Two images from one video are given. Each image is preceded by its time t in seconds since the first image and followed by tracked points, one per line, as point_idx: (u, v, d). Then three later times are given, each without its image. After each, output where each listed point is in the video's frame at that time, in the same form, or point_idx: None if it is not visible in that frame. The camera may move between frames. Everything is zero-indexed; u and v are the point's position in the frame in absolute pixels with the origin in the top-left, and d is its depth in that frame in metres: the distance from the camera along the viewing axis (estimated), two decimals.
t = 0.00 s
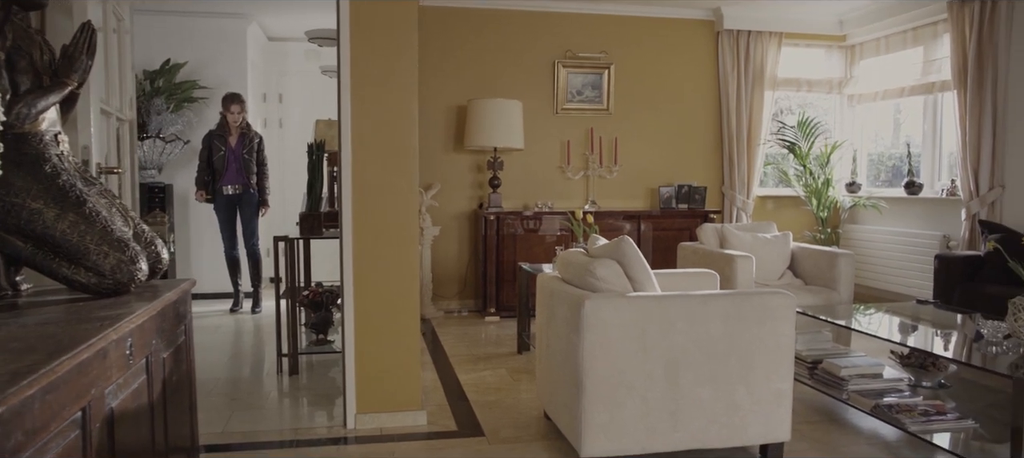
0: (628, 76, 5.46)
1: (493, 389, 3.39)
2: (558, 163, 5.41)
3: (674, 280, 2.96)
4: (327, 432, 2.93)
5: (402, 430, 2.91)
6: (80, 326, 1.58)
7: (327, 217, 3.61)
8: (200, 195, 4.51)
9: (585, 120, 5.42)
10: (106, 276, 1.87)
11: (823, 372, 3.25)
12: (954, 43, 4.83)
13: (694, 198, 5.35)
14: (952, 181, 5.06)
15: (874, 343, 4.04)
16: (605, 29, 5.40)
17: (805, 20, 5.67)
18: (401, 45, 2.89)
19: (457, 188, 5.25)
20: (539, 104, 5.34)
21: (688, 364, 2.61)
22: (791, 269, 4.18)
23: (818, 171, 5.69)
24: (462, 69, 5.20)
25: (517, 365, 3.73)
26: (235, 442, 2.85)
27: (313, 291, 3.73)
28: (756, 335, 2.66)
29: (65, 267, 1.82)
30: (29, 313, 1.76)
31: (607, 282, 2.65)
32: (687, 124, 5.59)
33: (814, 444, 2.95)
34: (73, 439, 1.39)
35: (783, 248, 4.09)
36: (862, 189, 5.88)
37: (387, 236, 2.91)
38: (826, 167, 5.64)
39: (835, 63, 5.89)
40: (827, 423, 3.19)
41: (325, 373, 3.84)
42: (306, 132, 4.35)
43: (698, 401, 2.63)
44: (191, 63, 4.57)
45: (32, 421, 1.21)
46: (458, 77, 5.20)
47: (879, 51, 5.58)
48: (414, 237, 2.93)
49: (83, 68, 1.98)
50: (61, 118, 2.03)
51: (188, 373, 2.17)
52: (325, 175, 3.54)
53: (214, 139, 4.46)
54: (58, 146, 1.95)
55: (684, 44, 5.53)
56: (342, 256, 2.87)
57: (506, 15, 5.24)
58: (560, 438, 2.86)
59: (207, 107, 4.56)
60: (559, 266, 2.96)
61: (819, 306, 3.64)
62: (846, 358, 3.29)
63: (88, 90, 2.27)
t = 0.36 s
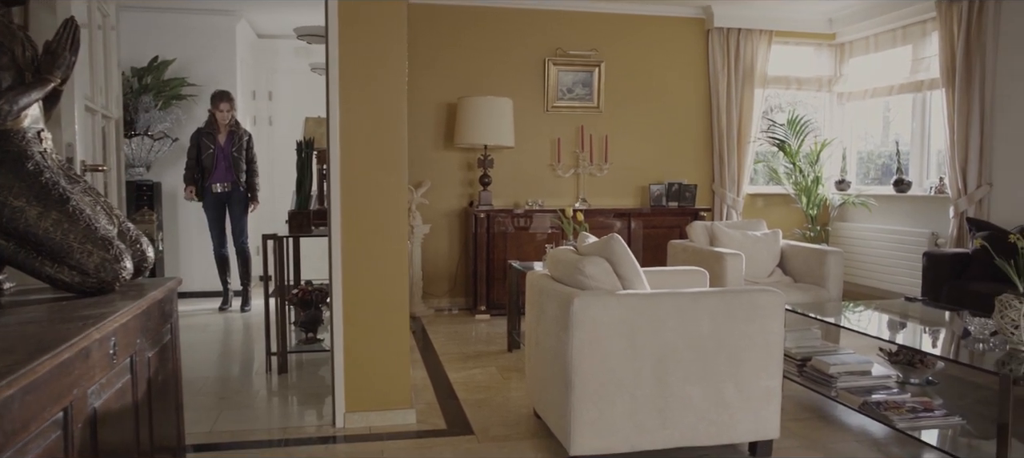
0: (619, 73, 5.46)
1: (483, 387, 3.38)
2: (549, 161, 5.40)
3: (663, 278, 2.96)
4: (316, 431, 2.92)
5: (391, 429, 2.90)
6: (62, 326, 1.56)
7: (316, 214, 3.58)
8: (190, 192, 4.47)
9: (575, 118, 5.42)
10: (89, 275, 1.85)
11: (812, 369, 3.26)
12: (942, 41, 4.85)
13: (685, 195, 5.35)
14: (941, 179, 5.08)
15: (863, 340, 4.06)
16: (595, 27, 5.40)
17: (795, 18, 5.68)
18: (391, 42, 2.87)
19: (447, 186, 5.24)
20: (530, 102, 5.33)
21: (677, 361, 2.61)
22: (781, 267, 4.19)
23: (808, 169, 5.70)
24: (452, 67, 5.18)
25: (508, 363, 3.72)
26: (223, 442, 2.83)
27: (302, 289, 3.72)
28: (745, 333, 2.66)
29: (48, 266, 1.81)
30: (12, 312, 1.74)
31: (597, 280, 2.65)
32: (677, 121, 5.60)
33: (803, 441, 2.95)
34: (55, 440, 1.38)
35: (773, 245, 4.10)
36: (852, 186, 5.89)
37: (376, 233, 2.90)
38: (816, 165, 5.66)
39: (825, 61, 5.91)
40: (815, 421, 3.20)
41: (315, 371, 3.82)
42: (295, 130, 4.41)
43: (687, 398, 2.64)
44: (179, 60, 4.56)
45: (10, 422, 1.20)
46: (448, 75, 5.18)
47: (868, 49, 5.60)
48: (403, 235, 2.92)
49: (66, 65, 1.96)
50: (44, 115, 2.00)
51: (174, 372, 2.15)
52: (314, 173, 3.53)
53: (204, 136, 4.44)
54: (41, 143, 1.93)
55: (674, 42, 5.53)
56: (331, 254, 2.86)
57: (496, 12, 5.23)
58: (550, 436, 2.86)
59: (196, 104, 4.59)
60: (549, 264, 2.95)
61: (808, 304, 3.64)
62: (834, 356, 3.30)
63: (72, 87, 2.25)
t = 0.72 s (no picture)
0: (606, 72, 5.46)
1: (470, 387, 3.38)
2: (535, 160, 5.40)
3: (648, 277, 2.97)
4: (300, 432, 2.90)
5: (377, 429, 2.89)
6: (40, 326, 1.55)
7: (302, 214, 3.53)
8: (189, 185, 4.21)
9: (562, 117, 5.42)
10: (67, 275, 1.83)
11: (797, 367, 3.28)
12: (925, 41, 4.89)
13: (671, 194, 5.36)
14: (924, 177, 5.13)
15: (848, 339, 4.08)
16: (582, 27, 5.40)
17: (781, 18, 5.71)
18: (375, 40, 2.86)
19: (433, 185, 5.23)
20: (517, 101, 5.33)
21: (662, 360, 2.62)
22: (767, 265, 4.21)
23: (793, 168, 5.73)
24: (438, 65, 5.17)
25: (494, 362, 3.72)
26: (207, 443, 2.80)
27: (287, 289, 3.70)
28: (730, 331, 2.67)
29: (25, 266, 1.78)
30: None
31: (582, 279, 2.65)
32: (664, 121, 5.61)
33: (789, 439, 2.96)
34: (31, 441, 1.36)
35: (758, 244, 4.11)
36: (837, 185, 5.92)
37: (361, 232, 2.88)
38: (801, 164, 5.68)
39: (810, 61, 5.95)
40: (800, 419, 3.22)
41: (300, 371, 3.80)
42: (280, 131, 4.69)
43: (672, 397, 2.64)
44: (163, 58, 4.54)
45: None
46: (435, 73, 5.17)
47: (853, 49, 5.64)
48: (388, 234, 2.91)
49: (44, 62, 1.93)
50: (21, 113, 1.98)
51: (155, 373, 2.13)
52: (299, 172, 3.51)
53: (188, 133, 4.24)
54: (18, 141, 1.90)
55: (660, 41, 5.54)
56: (315, 253, 2.84)
57: (483, 11, 5.22)
58: (536, 435, 2.86)
59: (180, 103, 4.58)
60: (534, 263, 2.95)
61: (793, 302, 3.66)
62: (819, 354, 3.32)
63: (51, 84, 2.22)
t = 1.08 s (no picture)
0: (592, 72, 5.47)
1: (456, 387, 3.37)
2: (522, 159, 5.40)
3: (634, 276, 2.97)
4: (284, 433, 2.88)
5: (362, 430, 2.88)
6: (14, 327, 1.52)
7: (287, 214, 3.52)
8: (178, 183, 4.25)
9: (549, 116, 5.42)
10: (45, 276, 1.81)
11: (782, 366, 3.29)
12: (908, 41, 4.92)
13: (657, 194, 5.36)
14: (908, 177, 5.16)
15: (833, 338, 4.10)
16: (569, 26, 5.40)
17: (766, 18, 5.73)
18: (359, 39, 2.85)
19: (419, 185, 5.21)
20: (503, 100, 5.32)
21: (647, 360, 2.62)
22: (752, 265, 4.22)
23: (779, 167, 5.75)
24: (424, 64, 5.15)
25: (481, 362, 3.71)
26: (190, 444, 2.78)
27: (272, 289, 3.68)
28: (715, 331, 2.67)
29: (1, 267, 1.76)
30: None
31: (567, 279, 2.65)
32: (650, 120, 5.62)
33: (774, 438, 2.97)
34: (4, 445, 1.34)
35: (744, 244, 4.13)
36: (822, 184, 5.95)
37: (345, 232, 2.87)
38: (786, 163, 5.71)
39: (796, 61, 5.98)
40: (785, 417, 3.23)
41: (285, 372, 3.78)
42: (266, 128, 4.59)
43: (657, 397, 2.64)
44: (146, 56, 4.48)
45: None
46: (421, 73, 5.16)
47: (838, 49, 5.67)
48: (373, 234, 2.90)
49: (20, 59, 1.91)
50: None
51: (136, 375, 2.11)
52: (283, 171, 3.50)
53: (172, 133, 4.26)
54: None
55: (647, 41, 5.56)
56: (299, 252, 2.83)
57: (469, 10, 5.21)
58: (522, 435, 2.85)
59: (164, 102, 4.53)
60: (520, 263, 2.94)
61: (778, 301, 3.67)
62: (804, 353, 3.34)
63: (29, 83, 2.20)
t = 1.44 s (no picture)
0: (578, 72, 5.47)
1: (441, 388, 3.36)
2: (508, 159, 5.39)
3: (619, 276, 2.97)
4: (268, 435, 2.86)
5: (346, 431, 2.86)
6: None
7: (271, 213, 3.50)
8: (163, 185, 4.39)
9: (535, 116, 5.42)
10: (20, 278, 1.78)
11: (767, 365, 3.30)
12: (892, 42, 4.96)
13: (644, 193, 5.37)
14: (892, 177, 5.19)
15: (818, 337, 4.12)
16: (555, 26, 5.40)
17: (752, 19, 5.76)
18: (342, 39, 2.83)
19: (405, 184, 5.19)
20: (489, 100, 5.31)
21: (632, 360, 2.62)
22: (738, 264, 4.24)
23: (764, 167, 5.77)
24: (409, 64, 5.14)
25: (466, 363, 3.70)
26: (172, 447, 2.75)
27: (256, 290, 3.66)
28: (700, 331, 2.67)
29: None
30: None
31: (551, 279, 2.64)
32: (636, 120, 5.63)
33: (759, 438, 2.98)
34: None
35: (729, 243, 4.14)
36: (807, 184, 5.98)
37: (329, 232, 2.85)
38: (772, 163, 5.73)
39: (781, 60, 6.01)
40: (770, 416, 3.24)
41: (269, 373, 3.75)
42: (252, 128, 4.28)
43: (641, 397, 2.64)
44: (129, 55, 4.45)
45: None
46: (407, 72, 5.14)
47: (823, 49, 5.71)
48: (356, 234, 2.88)
49: None
50: None
51: (114, 377, 2.08)
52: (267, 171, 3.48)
53: (155, 133, 4.36)
54: None
55: (633, 41, 5.56)
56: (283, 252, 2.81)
57: (455, 10, 5.19)
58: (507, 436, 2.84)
59: (147, 100, 4.46)
60: (505, 263, 2.93)
61: (764, 301, 3.68)
62: (789, 352, 3.35)
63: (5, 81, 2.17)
